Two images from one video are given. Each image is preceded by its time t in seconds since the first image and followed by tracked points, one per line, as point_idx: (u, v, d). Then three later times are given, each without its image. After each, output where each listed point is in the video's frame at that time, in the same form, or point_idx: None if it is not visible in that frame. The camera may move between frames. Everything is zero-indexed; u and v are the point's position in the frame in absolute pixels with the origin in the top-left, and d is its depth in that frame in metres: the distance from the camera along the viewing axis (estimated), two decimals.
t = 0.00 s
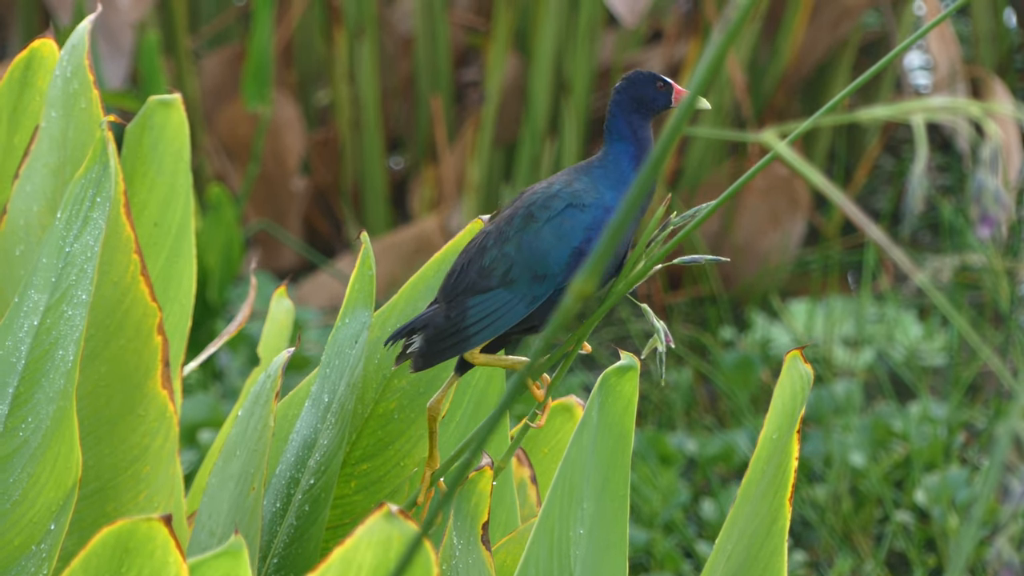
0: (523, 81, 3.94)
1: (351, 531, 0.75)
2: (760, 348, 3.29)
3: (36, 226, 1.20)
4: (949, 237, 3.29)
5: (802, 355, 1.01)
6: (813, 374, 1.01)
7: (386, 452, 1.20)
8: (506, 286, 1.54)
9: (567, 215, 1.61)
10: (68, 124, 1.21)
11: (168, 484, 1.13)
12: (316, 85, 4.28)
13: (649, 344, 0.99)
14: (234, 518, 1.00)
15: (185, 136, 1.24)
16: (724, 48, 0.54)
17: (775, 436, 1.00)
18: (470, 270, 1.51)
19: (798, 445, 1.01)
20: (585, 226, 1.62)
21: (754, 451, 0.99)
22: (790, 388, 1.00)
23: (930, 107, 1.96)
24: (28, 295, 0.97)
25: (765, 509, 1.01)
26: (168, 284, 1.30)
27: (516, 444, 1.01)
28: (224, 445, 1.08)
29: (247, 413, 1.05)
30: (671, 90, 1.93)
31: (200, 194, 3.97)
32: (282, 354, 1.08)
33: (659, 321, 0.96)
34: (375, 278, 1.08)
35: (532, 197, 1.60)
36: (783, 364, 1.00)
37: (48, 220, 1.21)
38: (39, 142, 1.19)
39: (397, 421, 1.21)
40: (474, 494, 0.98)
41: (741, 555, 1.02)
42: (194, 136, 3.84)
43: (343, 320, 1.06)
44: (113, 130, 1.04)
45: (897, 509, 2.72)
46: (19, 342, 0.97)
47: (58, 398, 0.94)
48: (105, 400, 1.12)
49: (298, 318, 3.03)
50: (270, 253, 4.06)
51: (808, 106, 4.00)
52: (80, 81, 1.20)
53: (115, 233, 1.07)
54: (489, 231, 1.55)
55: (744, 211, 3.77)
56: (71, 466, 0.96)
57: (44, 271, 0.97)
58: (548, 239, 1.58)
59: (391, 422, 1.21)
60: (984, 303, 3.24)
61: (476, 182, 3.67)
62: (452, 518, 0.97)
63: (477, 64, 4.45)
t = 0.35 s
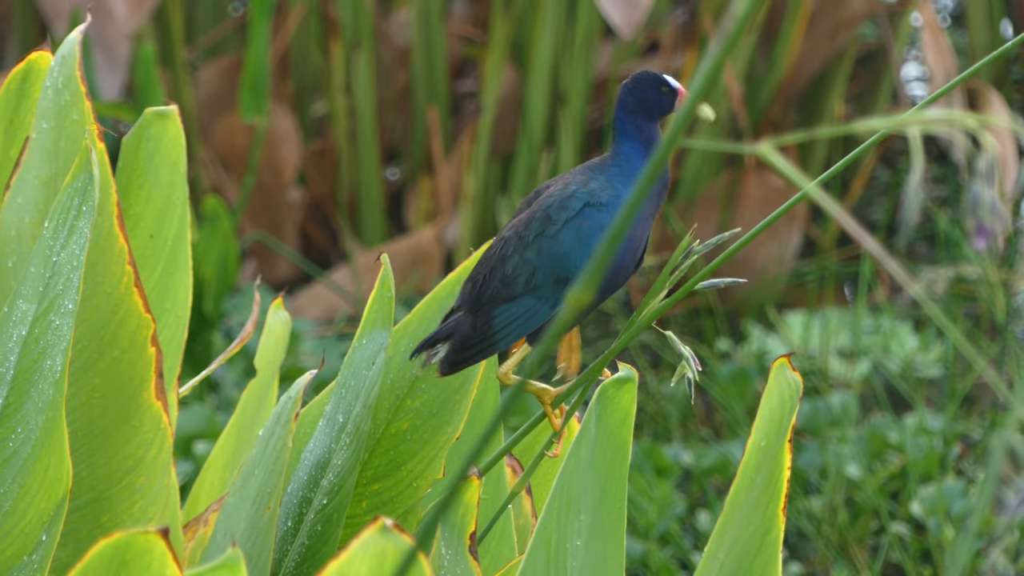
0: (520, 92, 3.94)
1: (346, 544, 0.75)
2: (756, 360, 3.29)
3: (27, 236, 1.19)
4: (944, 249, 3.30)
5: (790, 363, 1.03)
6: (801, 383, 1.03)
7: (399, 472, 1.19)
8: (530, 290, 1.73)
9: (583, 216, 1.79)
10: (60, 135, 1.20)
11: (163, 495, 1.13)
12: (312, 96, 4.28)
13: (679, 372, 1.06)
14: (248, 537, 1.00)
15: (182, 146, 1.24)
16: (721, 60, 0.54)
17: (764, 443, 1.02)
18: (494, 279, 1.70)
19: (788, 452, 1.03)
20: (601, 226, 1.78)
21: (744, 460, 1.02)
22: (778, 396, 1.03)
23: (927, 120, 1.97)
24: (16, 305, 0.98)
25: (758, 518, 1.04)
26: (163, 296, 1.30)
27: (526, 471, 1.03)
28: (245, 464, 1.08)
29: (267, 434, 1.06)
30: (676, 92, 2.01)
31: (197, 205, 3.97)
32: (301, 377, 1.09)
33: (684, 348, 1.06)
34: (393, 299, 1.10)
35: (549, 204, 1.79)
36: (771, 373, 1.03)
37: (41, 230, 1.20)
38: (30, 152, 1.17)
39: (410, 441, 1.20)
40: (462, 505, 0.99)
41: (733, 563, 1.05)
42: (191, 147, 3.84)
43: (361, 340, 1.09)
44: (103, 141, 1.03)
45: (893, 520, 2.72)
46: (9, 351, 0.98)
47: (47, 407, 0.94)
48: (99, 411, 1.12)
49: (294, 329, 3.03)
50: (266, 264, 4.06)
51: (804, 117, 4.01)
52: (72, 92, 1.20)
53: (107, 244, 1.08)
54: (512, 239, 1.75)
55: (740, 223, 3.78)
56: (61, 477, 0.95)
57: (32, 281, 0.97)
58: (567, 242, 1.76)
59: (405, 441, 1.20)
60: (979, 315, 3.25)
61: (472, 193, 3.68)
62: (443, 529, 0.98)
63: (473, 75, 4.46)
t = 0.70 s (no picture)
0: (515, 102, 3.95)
1: (344, 554, 0.75)
2: (751, 369, 3.30)
3: (25, 247, 1.19)
4: (939, 258, 3.30)
5: (786, 373, 1.03)
6: (797, 392, 1.03)
7: (395, 481, 1.15)
8: (514, 271, 1.84)
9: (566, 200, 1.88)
10: (56, 145, 1.20)
11: (159, 505, 1.12)
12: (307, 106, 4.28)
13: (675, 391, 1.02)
14: (245, 544, 1.00)
15: (177, 157, 1.22)
16: (717, 69, 0.54)
17: (760, 453, 1.02)
18: (484, 262, 1.84)
19: (784, 462, 1.03)
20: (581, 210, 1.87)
21: (739, 470, 1.02)
22: (774, 407, 1.03)
23: (921, 129, 1.97)
24: (15, 315, 0.98)
25: (754, 527, 1.04)
26: (158, 305, 1.30)
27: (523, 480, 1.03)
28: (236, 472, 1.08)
29: (261, 440, 1.06)
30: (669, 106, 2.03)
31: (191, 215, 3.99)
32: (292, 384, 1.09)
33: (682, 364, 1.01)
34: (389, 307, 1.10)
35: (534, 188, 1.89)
36: (767, 383, 1.02)
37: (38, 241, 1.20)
38: (26, 161, 1.17)
39: (407, 450, 1.15)
40: (458, 515, 0.99)
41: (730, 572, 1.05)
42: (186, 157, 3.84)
43: (357, 348, 1.08)
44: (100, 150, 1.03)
45: (887, 530, 2.73)
46: (7, 360, 0.98)
47: (44, 417, 0.94)
48: (95, 420, 1.11)
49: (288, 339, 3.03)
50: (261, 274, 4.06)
51: (799, 127, 4.02)
52: (68, 101, 1.19)
53: (103, 254, 1.08)
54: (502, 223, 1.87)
55: (735, 233, 3.78)
56: (58, 486, 0.95)
57: (31, 291, 0.97)
58: (550, 226, 1.87)
59: (402, 450, 1.15)
60: (974, 324, 3.26)
61: (467, 203, 3.68)
62: (439, 540, 0.98)
63: (468, 85, 4.47)
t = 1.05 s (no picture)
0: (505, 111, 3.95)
1: (332, 562, 0.75)
2: (741, 378, 3.30)
3: (10, 254, 1.15)
4: (929, 267, 3.31)
5: (777, 383, 1.02)
6: (788, 401, 1.02)
7: (373, 483, 1.16)
8: (501, 268, 1.74)
9: (563, 205, 1.76)
10: (43, 152, 1.15)
11: (148, 511, 1.12)
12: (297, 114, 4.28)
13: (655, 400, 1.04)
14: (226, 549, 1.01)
15: (167, 164, 1.22)
16: (709, 76, 0.53)
17: (750, 462, 1.02)
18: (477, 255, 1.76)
19: (774, 471, 1.03)
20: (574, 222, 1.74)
21: (730, 478, 1.02)
22: (765, 415, 1.02)
23: (911, 138, 1.98)
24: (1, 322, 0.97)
25: (745, 535, 1.04)
26: (147, 314, 1.29)
27: (510, 485, 1.01)
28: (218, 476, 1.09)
29: (241, 445, 1.05)
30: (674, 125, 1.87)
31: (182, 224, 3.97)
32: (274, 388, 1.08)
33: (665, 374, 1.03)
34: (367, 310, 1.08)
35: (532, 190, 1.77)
36: (758, 392, 1.02)
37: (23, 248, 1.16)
38: (11, 169, 1.13)
39: (383, 451, 1.16)
40: (444, 524, 0.98)
41: None
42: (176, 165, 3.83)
43: (333, 351, 1.09)
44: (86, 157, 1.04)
45: (877, 539, 2.73)
46: None
47: (33, 424, 0.94)
48: (84, 427, 1.10)
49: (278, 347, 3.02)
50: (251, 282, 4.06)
51: (789, 136, 4.03)
52: (54, 109, 1.15)
53: (91, 261, 1.07)
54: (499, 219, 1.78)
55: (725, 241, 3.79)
56: (47, 494, 0.95)
57: (18, 296, 0.97)
58: (543, 229, 1.75)
59: (378, 452, 1.16)
60: (964, 333, 3.26)
61: (457, 212, 3.68)
62: (426, 548, 0.98)
63: (459, 94, 4.47)
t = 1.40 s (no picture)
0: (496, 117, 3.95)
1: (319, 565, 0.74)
2: (732, 385, 3.31)
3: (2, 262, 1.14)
4: (920, 274, 3.32)
5: (764, 388, 1.02)
6: (775, 407, 1.03)
7: (364, 490, 1.12)
8: (499, 279, 1.77)
9: (558, 217, 1.77)
10: (35, 159, 1.14)
11: (139, 518, 1.12)
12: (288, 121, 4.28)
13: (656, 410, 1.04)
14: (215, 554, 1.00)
15: (157, 172, 1.22)
16: (699, 86, 0.53)
17: (738, 468, 1.02)
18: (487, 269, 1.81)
19: (761, 476, 1.04)
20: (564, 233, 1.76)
21: (718, 485, 1.01)
22: (753, 420, 1.02)
23: (901, 147, 1.99)
24: None
25: (732, 542, 1.05)
26: (139, 321, 1.29)
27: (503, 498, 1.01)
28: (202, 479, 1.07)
29: (225, 451, 1.04)
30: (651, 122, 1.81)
31: (172, 230, 3.97)
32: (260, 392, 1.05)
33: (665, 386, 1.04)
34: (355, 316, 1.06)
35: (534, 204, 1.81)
36: (746, 398, 1.02)
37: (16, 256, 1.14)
38: (5, 176, 1.12)
39: (375, 457, 1.11)
40: (440, 530, 0.98)
41: None
42: (166, 172, 3.83)
43: (321, 356, 1.06)
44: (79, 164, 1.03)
45: (868, 545, 2.73)
46: None
47: (22, 432, 0.93)
48: (76, 434, 1.09)
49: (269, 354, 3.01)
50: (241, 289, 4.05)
51: (779, 143, 4.04)
52: (47, 116, 1.14)
53: (83, 267, 1.06)
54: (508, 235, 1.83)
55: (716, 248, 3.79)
56: (37, 500, 0.95)
57: (8, 303, 0.96)
58: (537, 240, 1.77)
59: (370, 458, 1.12)
60: (955, 340, 3.27)
61: (448, 219, 3.68)
62: (420, 556, 0.98)
63: (450, 100, 4.47)
